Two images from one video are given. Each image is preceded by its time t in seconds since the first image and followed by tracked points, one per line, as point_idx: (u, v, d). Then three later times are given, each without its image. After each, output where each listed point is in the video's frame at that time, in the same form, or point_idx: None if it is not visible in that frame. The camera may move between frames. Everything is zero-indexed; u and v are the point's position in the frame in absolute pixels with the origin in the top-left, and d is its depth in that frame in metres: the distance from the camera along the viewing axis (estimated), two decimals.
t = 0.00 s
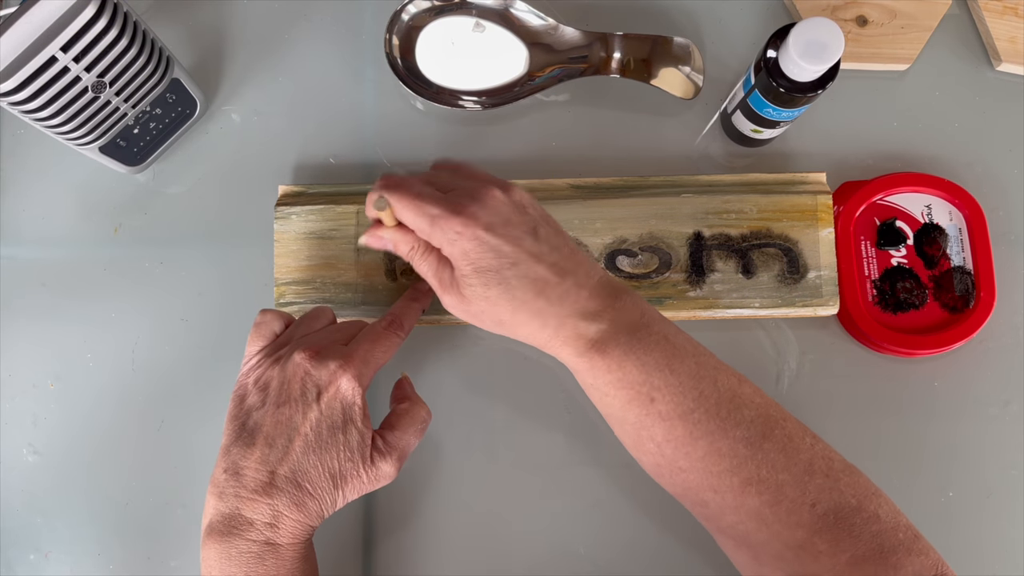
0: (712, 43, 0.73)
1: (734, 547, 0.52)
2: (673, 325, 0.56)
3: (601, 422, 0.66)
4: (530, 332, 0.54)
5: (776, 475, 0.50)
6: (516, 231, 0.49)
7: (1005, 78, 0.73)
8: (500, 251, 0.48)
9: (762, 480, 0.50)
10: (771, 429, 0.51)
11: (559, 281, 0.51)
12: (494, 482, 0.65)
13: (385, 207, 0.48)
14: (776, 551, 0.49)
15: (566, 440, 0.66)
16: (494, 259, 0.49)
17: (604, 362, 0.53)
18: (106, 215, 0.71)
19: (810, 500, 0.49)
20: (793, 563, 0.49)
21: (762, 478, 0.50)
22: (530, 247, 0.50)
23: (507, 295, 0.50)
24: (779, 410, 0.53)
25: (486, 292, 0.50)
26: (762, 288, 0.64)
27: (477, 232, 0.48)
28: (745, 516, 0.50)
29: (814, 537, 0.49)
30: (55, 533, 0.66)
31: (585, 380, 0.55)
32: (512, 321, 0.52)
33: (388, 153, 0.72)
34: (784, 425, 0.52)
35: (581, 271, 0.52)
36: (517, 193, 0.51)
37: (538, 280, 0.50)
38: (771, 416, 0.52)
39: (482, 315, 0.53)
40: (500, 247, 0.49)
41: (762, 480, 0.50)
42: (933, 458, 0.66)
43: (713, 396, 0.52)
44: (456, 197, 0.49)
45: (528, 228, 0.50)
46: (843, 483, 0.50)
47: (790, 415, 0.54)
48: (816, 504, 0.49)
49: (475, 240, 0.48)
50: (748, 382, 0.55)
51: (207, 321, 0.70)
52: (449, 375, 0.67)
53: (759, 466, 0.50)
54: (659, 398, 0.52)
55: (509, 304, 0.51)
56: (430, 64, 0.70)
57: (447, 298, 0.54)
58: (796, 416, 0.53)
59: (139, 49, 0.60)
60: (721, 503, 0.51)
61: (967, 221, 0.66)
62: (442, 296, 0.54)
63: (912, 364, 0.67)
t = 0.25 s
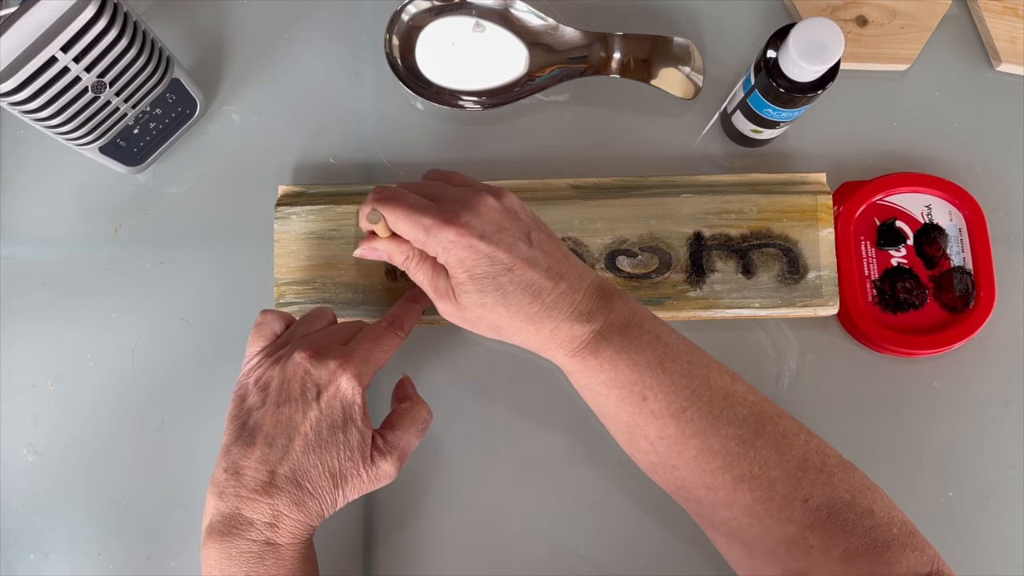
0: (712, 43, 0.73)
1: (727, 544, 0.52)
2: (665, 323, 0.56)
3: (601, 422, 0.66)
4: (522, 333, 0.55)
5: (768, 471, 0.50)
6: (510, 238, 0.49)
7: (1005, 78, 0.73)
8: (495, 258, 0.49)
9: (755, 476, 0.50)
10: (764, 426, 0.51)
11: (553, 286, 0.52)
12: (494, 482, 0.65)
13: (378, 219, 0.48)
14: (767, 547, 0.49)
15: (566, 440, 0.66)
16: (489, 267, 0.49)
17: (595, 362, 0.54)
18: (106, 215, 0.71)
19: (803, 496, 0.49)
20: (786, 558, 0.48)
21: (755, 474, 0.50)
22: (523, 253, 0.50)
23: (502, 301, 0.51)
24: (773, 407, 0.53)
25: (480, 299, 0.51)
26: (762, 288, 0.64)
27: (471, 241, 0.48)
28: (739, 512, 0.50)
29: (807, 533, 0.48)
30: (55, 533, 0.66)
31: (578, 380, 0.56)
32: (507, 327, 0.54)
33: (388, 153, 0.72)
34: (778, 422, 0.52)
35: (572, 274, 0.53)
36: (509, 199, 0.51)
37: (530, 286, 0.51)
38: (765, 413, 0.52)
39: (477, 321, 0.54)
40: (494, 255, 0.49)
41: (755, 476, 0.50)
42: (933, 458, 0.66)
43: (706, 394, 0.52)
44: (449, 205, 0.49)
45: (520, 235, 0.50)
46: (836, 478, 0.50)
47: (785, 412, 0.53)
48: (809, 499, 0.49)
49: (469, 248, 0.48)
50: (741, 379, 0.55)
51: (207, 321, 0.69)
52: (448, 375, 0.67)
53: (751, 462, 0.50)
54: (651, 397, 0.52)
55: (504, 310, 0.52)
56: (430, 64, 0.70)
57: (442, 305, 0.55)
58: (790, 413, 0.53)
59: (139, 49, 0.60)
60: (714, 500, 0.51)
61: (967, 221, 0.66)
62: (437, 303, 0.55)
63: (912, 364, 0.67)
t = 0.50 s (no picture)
0: (712, 43, 0.73)
1: (731, 545, 0.52)
2: (669, 324, 0.56)
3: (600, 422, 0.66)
4: (526, 333, 0.55)
5: (772, 472, 0.50)
6: (518, 238, 0.49)
7: (1005, 78, 0.73)
8: (503, 258, 0.48)
9: (759, 477, 0.50)
10: (768, 427, 0.51)
11: (558, 288, 0.52)
12: (494, 482, 0.65)
13: (389, 214, 0.46)
14: (771, 548, 0.50)
15: (565, 440, 0.66)
16: (496, 266, 0.49)
17: (599, 363, 0.54)
18: (106, 215, 0.71)
19: (807, 497, 0.49)
20: (791, 559, 0.49)
21: (759, 476, 0.50)
22: (531, 253, 0.50)
23: (507, 300, 0.51)
24: (776, 407, 0.53)
25: (485, 297, 0.51)
26: (762, 287, 0.64)
27: (480, 239, 0.47)
28: (743, 514, 0.50)
29: (812, 534, 0.48)
30: (55, 533, 0.66)
31: (581, 380, 0.56)
32: (511, 326, 0.54)
33: (388, 153, 0.72)
34: (781, 422, 0.52)
35: (578, 275, 0.53)
36: (519, 195, 0.50)
37: (536, 286, 0.51)
38: (769, 413, 0.52)
39: (480, 318, 0.54)
40: (502, 254, 0.48)
41: (759, 477, 0.50)
42: (933, 458, 0.66)
43: (711, 395, 0.52)
44: (458, 201, 0.48)
45: (529, 233, 0.50)
46: (840, 479, 0.50)
47: (788, 412, 0.53)
48: (813, 500, 0.49)
49: (478, 247, 0.47)
50: (745, 380, 0.55)
51: (206, 321, 0.70)
52: (448, 376, 0.67)
53: (755, 463, 0.50)
54: (654, 398, 0.52)
55: (509, 309, 0.52)
56: (430, 64, 0.70)
57: (444, 300, 0.54)
58: (793, 414, 0.53)
59: (139, 49, 0.60)
60: (717, 501, 0.51)
61: (967, 221, 0.66)
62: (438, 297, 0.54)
63: (912, 364, 0.67)
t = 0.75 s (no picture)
0: (712, 43, 0.73)
1: (728, 543, 0.52)
2: (666, 325, 0.56)
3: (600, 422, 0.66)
4: (522, 334, 0.54)
5: (768, 472, 0.50)
6: (518, 239, 0.48)
7: (1005, 78, 0.73)
8: (502, 259, 0.48)
9: (755, 476, 0.50)
10: (764, 427, 0.51)
11: (556, 289, 0.51)
12: (493, 482, 0.65)
13: (389, 213, 0.47)
14: (767, 547, 0.50)
15: (565, 440, 0.66)
16: (495, 267, 0.48)
17: (595, 364, 0.54)
18: (106, 215, 0.71)
19: (803, 497, 0.49)
20: (786, 558, 0.49)
21: (755, 475, 0.50)
22: (529, 254, 0.49)
23: (505, 302, 0.51)
24: (773, 408, 0.53)
25: (484, 298, 0.51)
26: (762, 287, 0.64)
27: (479, 240, 0.47)
28: (739, 513, 0.50)
29: (808, 533, 0.48)
30: (55, 533, 0.66)
31: (577, 381, 0.56)
32: (508, 327, 0.54)
33: (387, 153, 0.72)
34: (778, 422, 0.52)
35: (577, 276, 0.52)
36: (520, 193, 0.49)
37: (534, 288, 0.51)
38: (765, 413, 0.52)
39: (478, 319, 0.54)
40: (502, 256, 0.48)
41: (755, 476, 0.50)
42: (933, 458, 0.66)
43: (707, 395, 0.52)
44: (456, 201, 0.47)
45: (528, 234, 0.49)
46: (837, 479, 0.50)
47: (784, 412, 0.53)
48: (810, 500, 0.49)
49: (477, 248, 0.47)
50: (741, 380, 0.55)
51: (206, 320, 0.70)
52: (448, 376, 0.67)
53: (751, 462, 0.50)
54: (650, 398, 0.52)
55: (506, 311, 0.52)
56: (429, 64, 0.70)
57: (440, 301, 0.54)
58: (790, 413, 0.53)
59: (138, 49, 0.60)
60: (713, 500, 0.51)
61: (967, 221, 0.66)
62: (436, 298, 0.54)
63: (912, 364, 0.67)
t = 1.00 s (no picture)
0: (712, 43, 0.73)
1: (722, 539, 0.52)
2: (659, 323, 0.56)
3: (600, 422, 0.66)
4: (513, 330, 0.54)
5: (762, 468, 0.50)
6: (510, 234, 0.49)
7: (1005, 78, 0.73)
8: (494, 254, 0.49)
9: (749, 473, 0.50)
10: (758, 423, 0.51)
11: (548, 285, 0.52)
12: (493, 482, 0.65)
13: (384, 209, 0.48)
14: (761, 543, 0.50)
15: (565, 440, 0.66)
16: (487, 261, 0.49)
17: (588, 361, 0.53)
18: (106, 215, 0.71)
19: (797, 493, 0.49)
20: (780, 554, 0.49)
21: (749, 472, 0.50)
22: (522, 250, 0.50)
23: (497, 297, 0.51)
24: (767, 404, 0.53)
25: (475, 292, 0.51)
26: (762, 288, 0.64)
27: (471, 234, 0.48)
28: (733, 509, 0.50)
29: (802, 530, 0.48)
30: (55, 533, 0.66)
31: (570, 378, 0.56)
32: (500, 323, 0.54)
33: (388, 153, 0.72)
34: (772, 419, 0.52)
35: (569, 273, 0.53)
36: (511, 192, 0.51)
37: (525, 283, 0.51)
38: (760, 410, 0.52)
39: (470, 315, 0.54)
40: (494, 250, 0.49)
41: (749, 473, 0.50)
42: (933, 458, 0.66)
43: (700, 391, 0.52)
44: (450, 196, 0.49)
45: (521, 231, 0.50)
46: (831, 476, 0.50)
47: (779, 409, 0.53)
48: (803, 496, 0.49)
49: (470, 242, 0.48)
50: (735, 377, 0.55)
51: (206, 320, 0.69)
52: (448, 375, 0.67)
53: (746, 459, 0.50)
54: (643, 394, 0.52)
55: (498, 305, 0.52)
56: (429, 64, 0.70)
57: (435, 294, 0.54)
58: (785, 411, 0.53)
59: (138, 49, 0.60)
60: (708, 496, 0.51)
61: (967, 221, 0.66)
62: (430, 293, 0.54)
63: (912, 364, 0.67)
